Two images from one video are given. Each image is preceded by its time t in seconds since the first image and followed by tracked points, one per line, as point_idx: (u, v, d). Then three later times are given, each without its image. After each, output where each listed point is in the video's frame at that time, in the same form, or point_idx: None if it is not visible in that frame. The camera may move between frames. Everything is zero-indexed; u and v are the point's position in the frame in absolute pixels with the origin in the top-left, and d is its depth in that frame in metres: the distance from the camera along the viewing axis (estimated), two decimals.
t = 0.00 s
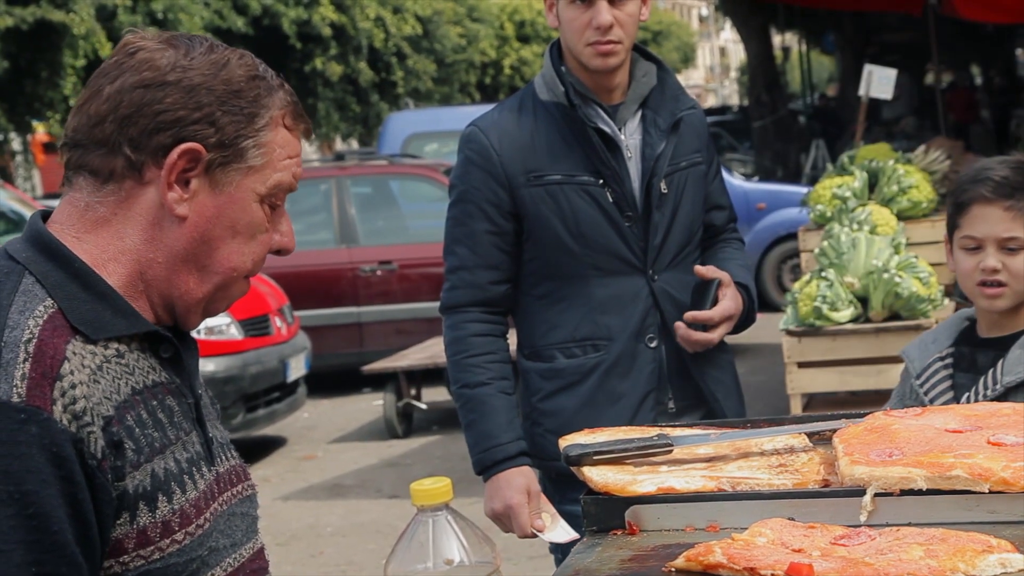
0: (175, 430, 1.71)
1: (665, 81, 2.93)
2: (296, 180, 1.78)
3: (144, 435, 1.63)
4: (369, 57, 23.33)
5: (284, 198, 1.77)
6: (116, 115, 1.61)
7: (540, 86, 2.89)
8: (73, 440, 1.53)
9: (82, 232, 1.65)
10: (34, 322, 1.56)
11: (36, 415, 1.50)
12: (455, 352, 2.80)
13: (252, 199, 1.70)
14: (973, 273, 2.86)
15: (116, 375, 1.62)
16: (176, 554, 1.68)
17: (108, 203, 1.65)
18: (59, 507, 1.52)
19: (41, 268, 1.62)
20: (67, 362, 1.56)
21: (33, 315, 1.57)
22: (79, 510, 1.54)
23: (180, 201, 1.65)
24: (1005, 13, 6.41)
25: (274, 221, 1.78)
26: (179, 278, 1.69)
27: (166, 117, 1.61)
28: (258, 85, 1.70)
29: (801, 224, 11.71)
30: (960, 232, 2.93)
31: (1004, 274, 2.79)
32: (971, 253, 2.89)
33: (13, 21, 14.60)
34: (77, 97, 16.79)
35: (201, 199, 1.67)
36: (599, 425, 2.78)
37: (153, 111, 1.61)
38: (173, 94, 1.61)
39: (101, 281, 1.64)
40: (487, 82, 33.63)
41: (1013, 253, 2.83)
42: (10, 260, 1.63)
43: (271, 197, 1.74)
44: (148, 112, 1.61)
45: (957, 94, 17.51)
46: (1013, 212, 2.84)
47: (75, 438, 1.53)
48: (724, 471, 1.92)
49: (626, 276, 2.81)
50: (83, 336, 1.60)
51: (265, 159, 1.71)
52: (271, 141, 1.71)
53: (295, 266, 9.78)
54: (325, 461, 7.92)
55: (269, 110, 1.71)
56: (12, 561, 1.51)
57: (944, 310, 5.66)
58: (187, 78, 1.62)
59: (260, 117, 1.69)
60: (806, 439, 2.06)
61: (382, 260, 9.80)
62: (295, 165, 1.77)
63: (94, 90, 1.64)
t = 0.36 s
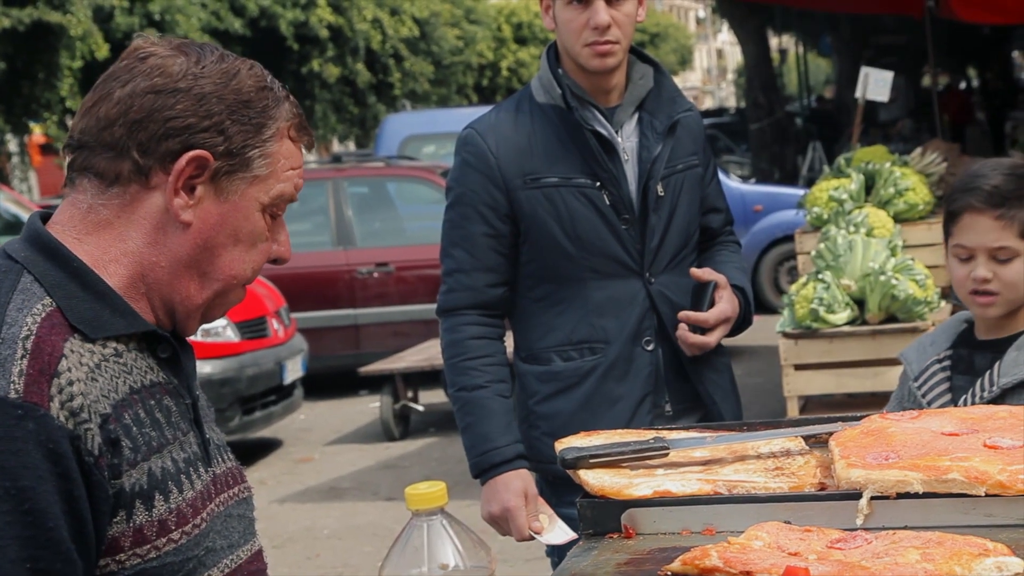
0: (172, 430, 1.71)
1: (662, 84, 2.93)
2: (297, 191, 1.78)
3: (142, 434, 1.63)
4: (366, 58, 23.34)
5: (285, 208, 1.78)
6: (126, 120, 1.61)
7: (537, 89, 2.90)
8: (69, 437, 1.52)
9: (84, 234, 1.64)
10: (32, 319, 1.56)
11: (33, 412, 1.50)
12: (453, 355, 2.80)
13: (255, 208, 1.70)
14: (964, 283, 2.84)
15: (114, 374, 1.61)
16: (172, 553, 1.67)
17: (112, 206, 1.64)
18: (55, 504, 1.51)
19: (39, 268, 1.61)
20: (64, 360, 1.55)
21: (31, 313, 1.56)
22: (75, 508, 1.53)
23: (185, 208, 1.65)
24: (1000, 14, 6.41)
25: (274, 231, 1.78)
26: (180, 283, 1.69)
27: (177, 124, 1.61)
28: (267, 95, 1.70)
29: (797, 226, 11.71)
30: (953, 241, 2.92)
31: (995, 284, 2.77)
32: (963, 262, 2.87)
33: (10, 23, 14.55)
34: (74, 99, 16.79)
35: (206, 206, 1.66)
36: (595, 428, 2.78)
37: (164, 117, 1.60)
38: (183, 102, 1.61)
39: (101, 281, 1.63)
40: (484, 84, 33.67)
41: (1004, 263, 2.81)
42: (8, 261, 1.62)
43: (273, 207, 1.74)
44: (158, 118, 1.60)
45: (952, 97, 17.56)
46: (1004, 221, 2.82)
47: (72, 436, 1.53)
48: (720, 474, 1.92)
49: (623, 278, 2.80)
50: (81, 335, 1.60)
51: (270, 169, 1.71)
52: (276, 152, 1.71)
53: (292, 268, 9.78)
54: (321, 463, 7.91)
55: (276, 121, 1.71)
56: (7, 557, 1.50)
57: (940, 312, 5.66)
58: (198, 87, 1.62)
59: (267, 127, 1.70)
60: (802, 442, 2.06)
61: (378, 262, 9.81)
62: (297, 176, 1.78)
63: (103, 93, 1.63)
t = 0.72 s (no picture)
0: (168, 433, 1.70)
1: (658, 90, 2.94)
2: (298, 201, 1.78)
3: (137, 437, 1.62)
4: (362, 63, 23.34)
5: (284, 218, 1.77)
6: (129, 126, 1.60)
7: (534, 94, 2.90)
8: (63, 439, 1.52)
9: (83, 238, 1.64)
10: (27, 322, 1.56)
11: (27, 413, 1.49)
12: (448, 361, 2.80)
13: (255, 217, 1.70)
14: (953, 296, 2.80)
15: (109, 377, 1.61)
16: (167, 556, 1.66)
17: (112, 211, 1.64)
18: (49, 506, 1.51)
19: (37, 271, 1.61)
20: (59, 362, 1.55)
21: (26, 315, 1.56)
22: (68, 511, 1.53)
23: (186, 216, 1.64)
24: (995, 20, 6.42)
25: (273, 240, 1.78)
26: (178, 291, 1.69)
27: (180, 132, 1.61)
28: (269, 106, 1.70)
29: (793, 231, 11.73)
30: (943, 252, 2.87)
31: (983, 298, 2.73)
32: (952, 275, 2.82)
33: (5, 27, 14.50)
34: (70, 104, 16.77)
35: (207, 214, 1.66)
36: (592, 433, 2.78)
37: (167, 124, 1.60)
38: (187, 111, 1.61)
39: (98, 285, 1.62)
40: (480, 89, 33.72)
41: (992, 278, 2.76)
42: (5, 264, 1.62)
43: (273, 217, 1.74)
44: (162, 125, 1.60)
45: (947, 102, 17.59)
46: (991, 237, 2.76)
47: (66, 438, 1.53)
48: (715, 480, 1.92)
49: (619, 283, 2.80)
50: (77, 337, 1.59)
51: (271, 178, 1.70)
52: (277, 162, 1.71)
53: (287, 273, 9.78)
54: (317, 468, 7.90)
55: (278, 131, 1.71)
56: None
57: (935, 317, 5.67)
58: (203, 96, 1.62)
59: (269, 138, 1.69)
60: (798, 447, 2.06)
61: (374, 267, 9.80)
62: (298, 186, 1.77)
63: (107, 99, 1.63)
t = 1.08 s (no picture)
0: (160, 438, 1.69)
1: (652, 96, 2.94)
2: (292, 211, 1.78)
3: (128, 443, 1.62)
4: (355, 68, 23.36)
5: (278, 228, 1.77)
6: (126, 134, 1.60)
7: (527, 99, 2.90)
8: (54, 447, 1.52)
9: (77, 245, 1.63)
10: (17, 328, 1.55)
11: (17, 421, 1.50)
12: (441, 367, 2.79)
13: (250, 227, 1.70)
14: (945, 305, 2.78)
15: (101, 383, 1.60)
16: (159, 562, 1.65)
17: (106, 219, 1.63)
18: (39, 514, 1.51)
19: (28, 279, 1.60)
20: (50, 368, 1.54)
21: (16, 322, 1.56)
22: (58, 518, 1.53)
23: (181, 225, 1.64)
24: (987, 27, 6.44)
25: (265, 249, 1.78)
26: (172, 299, 1.68)
27: (178, 141, 1.60)
28: (266, 116, 1.70)
29: (785, 236, 11.76)
30: (937, 259, 2.83)
31: (977, 309, 2.71)
32: (946, 285, 2.79)
33: None
34: (61, 109, 16.74)
35: (202, 223, 1.65)
36: (584, 440, 2.78)
37: (165, 133, 1.60)
38: (185, 120, 1.61)
39: (90, 292, 1.62)
40: (472, 94, 33.78)
41: (987, 290, 2.73)
42: None
43: (267, 227, 1.74)
44: (159, 133, 1.60)
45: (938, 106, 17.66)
46: (988, 249, 2.73)
47: (57, 445, 1.52)
48: (708, 486, 1.92)
49: (611, 289, 2.80)
50: (69, 342, 1.59)
51: (266, 189, 1.70)
52: (273, 173, 1.71)
53: (280, 279, 9.77)
54: (309, 474, 7.89)
55: (275, 142, 1.71)
56: None
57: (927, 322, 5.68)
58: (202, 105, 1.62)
59: (265, 148, 1.69)
60: (790, 453, 2.06)
61: (367, 273, 9.79)
62: (292, 196, 1.77)
63: (104, 105, 1.62)
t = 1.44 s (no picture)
0: (148, 444, 1.68)
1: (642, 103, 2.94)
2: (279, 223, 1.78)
3: (117, 449, 1.61)
4: (344, 74, 23.36)
5: (264, 239, 1.77)
6: (118, 141, 1.59)
7: (517, 105, 2.90)
8: (46, 453, 1.51)
9: (64, 251, 1.63)
10: (5, 335, 1.54)
11: (9, 429, 1.48)
12: (431, 372, 2.79)
13: (237, 238, 1.70)
14: (942, 319, 2.77)
15: (90, 389, 1.59)
16: (150, 569, 1.65)
17: (95, 225, 1.62)
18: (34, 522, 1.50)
19: (15, 285, 1.60)
20: (39, 375, 1.54)
21: (4, 330, 1.55)
22: (52, 525, 1.52)
23: (169, 235, 1.63)
24: (971, 35, 6.44)
25: (251, 259, 1.78)
26: (158, 308, 1.68)
27: (171, 152, 1.60)
28: (259, 129, 1.70)
29: (774, 242, 11.79)
30: (939, 273, 2.82)
31: (972, 325, 2.71)
32: (944, 298, 2.79)
33: None
34: (50, 115, 16.71)
35: (190, 234, 1.65)
36: (573, 445, 2.78)
37: (158, 142, 1.59)
38: (178, 131, 1.60)
39: (77, 299, 1.61)
40: (462, 100, 33.83)
41: (985, 309, 2.72)
42: None
43: (254, 239, 1.74)
44: (151, 143, 1.59)
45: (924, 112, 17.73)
46: (990, 268, 2.73)
47: (49, 452, 1.51)
48: (697, 492, 1.92)
49: (600, 294, 2.80)
50: (57, 349, 1.58)
51: (256, 202, 1.70)
52: (262, 186, 1.71)
53: (270, 286, 9.76)
54: (298, 480, 7.87)
55: (266, 155, 1.71)
56: None
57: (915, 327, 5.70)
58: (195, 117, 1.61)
59: (257, 161, 1.69)
60: (779, 458, 2.06)
61: (356, 278, 9.78)
62: (280, 209, 1.77)
63: (97, 111, 1.61)
